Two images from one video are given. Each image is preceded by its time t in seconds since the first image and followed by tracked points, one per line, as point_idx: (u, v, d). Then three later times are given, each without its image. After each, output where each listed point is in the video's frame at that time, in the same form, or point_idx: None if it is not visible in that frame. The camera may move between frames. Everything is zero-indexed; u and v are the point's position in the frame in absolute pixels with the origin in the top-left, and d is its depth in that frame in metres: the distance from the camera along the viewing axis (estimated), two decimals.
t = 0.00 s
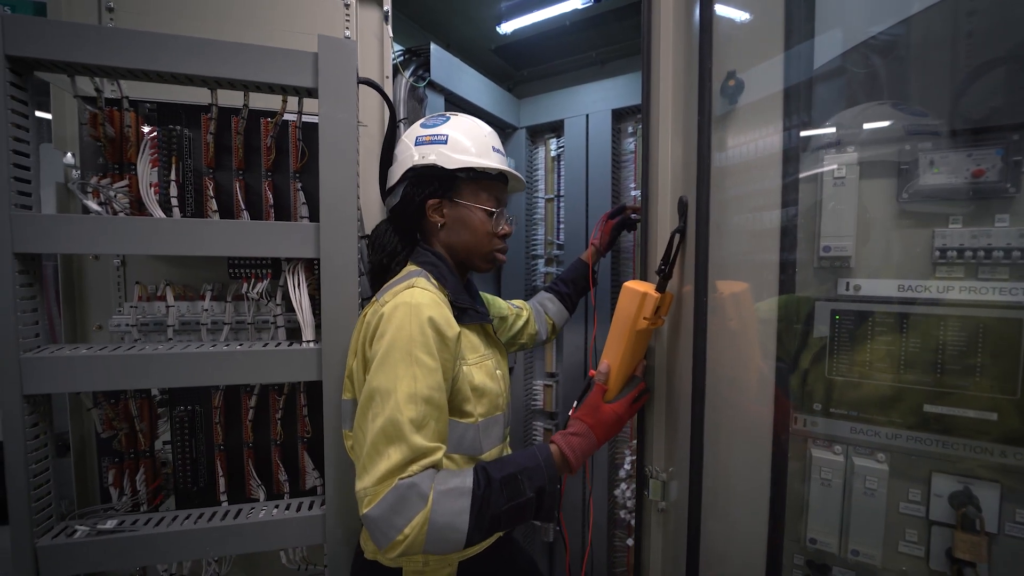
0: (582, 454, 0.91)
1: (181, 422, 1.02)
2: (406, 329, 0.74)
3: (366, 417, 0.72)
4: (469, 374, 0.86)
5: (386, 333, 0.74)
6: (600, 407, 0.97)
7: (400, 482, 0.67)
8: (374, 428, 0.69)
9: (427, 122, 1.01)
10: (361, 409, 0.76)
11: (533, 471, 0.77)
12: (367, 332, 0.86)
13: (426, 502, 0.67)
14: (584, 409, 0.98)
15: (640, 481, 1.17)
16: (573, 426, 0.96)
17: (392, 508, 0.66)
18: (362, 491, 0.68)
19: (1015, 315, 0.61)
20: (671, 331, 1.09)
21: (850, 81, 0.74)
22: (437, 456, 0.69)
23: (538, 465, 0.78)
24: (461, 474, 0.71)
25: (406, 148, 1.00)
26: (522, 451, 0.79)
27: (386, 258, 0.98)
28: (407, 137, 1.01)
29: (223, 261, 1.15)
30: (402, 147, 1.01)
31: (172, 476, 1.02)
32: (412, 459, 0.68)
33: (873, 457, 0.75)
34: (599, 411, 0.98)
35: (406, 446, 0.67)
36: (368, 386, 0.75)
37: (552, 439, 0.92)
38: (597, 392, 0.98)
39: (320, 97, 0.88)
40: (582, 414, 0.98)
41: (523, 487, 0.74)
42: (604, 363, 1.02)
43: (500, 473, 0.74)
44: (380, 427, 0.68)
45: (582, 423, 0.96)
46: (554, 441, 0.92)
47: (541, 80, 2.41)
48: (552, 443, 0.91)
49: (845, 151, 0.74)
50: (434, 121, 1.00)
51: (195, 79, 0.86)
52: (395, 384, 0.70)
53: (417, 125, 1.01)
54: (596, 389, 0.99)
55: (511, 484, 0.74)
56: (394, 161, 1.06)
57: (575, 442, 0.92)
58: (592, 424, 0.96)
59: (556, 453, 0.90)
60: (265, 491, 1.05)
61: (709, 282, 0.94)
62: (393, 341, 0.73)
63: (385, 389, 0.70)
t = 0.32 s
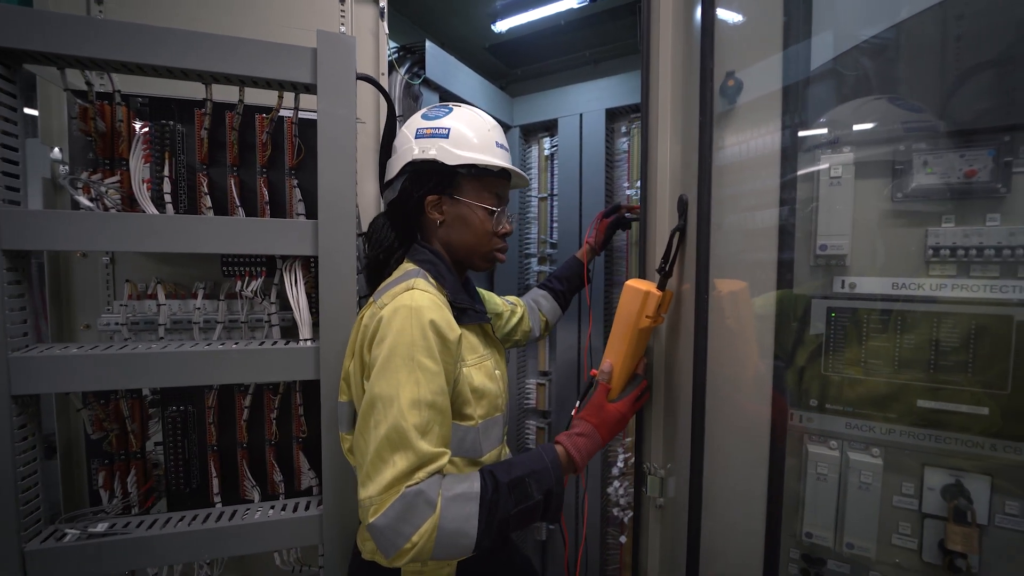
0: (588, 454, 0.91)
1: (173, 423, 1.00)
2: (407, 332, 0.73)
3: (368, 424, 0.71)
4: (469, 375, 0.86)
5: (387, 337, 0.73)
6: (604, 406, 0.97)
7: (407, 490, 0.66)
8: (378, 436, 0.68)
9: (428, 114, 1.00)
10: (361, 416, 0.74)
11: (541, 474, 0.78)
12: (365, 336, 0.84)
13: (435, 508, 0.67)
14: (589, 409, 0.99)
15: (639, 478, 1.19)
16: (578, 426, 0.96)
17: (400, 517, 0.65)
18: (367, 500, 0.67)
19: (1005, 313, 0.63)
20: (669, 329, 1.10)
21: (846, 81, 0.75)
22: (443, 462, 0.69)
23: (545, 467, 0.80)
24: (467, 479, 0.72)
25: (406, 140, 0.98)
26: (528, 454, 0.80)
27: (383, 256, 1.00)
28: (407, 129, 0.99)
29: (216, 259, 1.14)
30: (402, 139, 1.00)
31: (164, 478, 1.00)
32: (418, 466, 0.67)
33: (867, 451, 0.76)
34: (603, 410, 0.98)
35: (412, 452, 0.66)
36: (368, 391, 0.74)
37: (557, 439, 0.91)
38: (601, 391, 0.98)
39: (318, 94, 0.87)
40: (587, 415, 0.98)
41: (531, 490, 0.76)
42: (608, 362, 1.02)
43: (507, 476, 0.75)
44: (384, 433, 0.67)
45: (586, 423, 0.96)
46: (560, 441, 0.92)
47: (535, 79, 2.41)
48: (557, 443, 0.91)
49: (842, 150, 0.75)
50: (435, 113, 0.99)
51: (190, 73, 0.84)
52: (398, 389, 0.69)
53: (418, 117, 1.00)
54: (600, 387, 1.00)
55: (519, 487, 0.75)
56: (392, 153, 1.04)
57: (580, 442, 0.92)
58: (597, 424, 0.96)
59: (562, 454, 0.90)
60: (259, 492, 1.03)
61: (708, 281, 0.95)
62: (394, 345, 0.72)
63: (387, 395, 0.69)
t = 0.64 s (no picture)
0: (588, 453, 0.92)
1: (159, 426, 0.97)
2: (400, 334, 0.71)
3: (363, 429, 0.70)
4: (463, 375, 0.86)
5: (380, 339, 0.72)
6: (603, 405, 0.99)
7: (408, 494, 0.66)
8: (375, 441, 0.67)
9: (422, 108, 0.98)
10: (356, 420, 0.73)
11: (542, 474, 0.80)
12: (357, 338, 0.83)
13: (438, 512, 0.67)
14: (588, 409, 0.99)
15: (632, 474, 1.22)
16: (578, 426, 0.95)
17: (402, 522, 0.64)
18: (367, 507, 0.66)
19: (985, 309, 0.65)
20: (664, 327, 1.13)
21: (834, 85, 0.76)
22: (443, 465, 0.69)
23: (546, 467, 0.82)
24: (468, 482, 0.72)
25: (399, 133, 0.96)
26: (528, 455, 0.82)
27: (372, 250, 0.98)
28: (400, 122, 0.97)
29: (204, 257, 1.11)
30: (395, 132, 0.98)
31: (149, 482, 0.97)
32: (418, 470, 0.67)
33: (854, 444, 0.78)
34: (602, 409, 0.99)
35: (411, 456, 0.66)
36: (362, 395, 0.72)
37: (557, 438, 0.92)
38: (600, 390, 0.99)
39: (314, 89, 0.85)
40: (586, 414, 0.98)
41: (533, 491, 0.77)
42: (607, 361, 1.03)
43: (509, 478, 0.76)
44: (381, 439, 0.66)
45: (586, 422, 0.96)
46: (560, 441, 0.92)
47: (524, 79, 2.42)
48: (557, 442, 0.91)
49: (830, 152, 0.77)
50: (429, 107, 0.97)
51: (178, 65, 0.82)
52: (393, 393, 0.68)
53: (412, 110, 0.98)
54: (598, 386, 1.01)
55: (521, 487, 0.77)
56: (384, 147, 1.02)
57: (580, 441, 0.92)
58: (596, 423, 0.97)
59: (562, 453, 0.90)
60: (249, 495, 1.01)
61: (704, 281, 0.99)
62: (387, 348, 0.71)
63: (382, 400, 0.68)
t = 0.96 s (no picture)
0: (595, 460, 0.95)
1: (141, 431, 0.93)
2: (398, 342, 0.70)
3: (364, 440, 0.68)
4: (460, 379, 0.85)
5: (376, 348, 0.70)
6: (609, 412, 1.00)
7: (419, 503, 0.65)
8: (380, 452, 0.65)
9: (416, 99, 0.95)
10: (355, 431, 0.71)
11: (551, 480, 0.81)
12: (349, 345, 0.80)
13: (450, 520, 0.67)
14: (595, 415, 1.00)
15: (626, 470, 1.22)
16: (585, 433, 0.97)
17: (413, 532, 0.64)
18: (376, 519, 0.64)
19: (959, 305, 0.70)
20: (658, 326, 1.15)
21: (820, 91, 0.80)
22: (450, 470, 0.68)
23: (555, 473, 0.82)
24: (477, 489, 0.73)
25: (392, 126, 0.93)
26: (537, 461, 0.82)
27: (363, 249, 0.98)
28: (393, 113, 0.94)
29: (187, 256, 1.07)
30: (387, 123, 0.95)
31: (131, 489, 0.94)
32: (427, 478, 0.66)
33: (838, 435, 0.82)
34: (609, 415, 1.01)
35: (419, 465, 0.65)
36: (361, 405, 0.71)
37: (565, 446, 0.94)
38: (607, 396, 1.01)
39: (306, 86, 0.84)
40: (593, 421, 0.99)
41: (544, 497, 0.78)
42: (612, 366, 1.04)
43: (520, 484, 0.76)
44: (386, 449, 0.65)
45: (593, 429, 0.98)
46: (567, 449, 0.94)
47: (510, 79, 2.42)
48: (564, 449, 0.93)
49: (814, 156, 0.80)
50: (423, 99, 0.94)
51: (164, 58, 0.80)
52: (395, 402, 0.67)
53: (406, 102, 0.95)
54: (604, 393, 1.02)
55: (532, 494, 0.77)
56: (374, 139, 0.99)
57: (587, 448, 0.94)
58: (602, 429, 0.98)
59: (570, 459, 0.93)
60: (238, 499, 0.98)
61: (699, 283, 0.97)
62: (386, 356, 0.69)
63: (384, 410, 0.66)
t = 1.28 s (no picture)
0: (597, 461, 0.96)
1: (124, 436, 0.89)
2: (400, 348, 0.69)
3: (368, 448, 0.67)
4: (459, 381, 0.85)
5: (377, 355, 0.69)
6: (611, 414, 1.02)
7: (427, 510, 0.66)
8: (385, 460, 0.65)
9: (415, 91, 0.93)
10: (357, 438, 0.70)
11: (556, 481, 0.82)
12: (347, 350, 0.79)
13: (458, 525, 0.68)
14: (596, 416, 1.02)
15: (620, 464, 1.24)
16: (587, 434, 0.99)
17: (422, 539, 0.64)
18: (384, 527, 0.64)
19: (932, 300, 0.75)
20: (652, 324, 1.18)
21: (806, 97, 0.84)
22: (455, 475, 0.69)
23: (560, 474, 0.83)
24: (483, 493, 0.73)
25: (391, 120, 0.92)
26: (541, 462, 0.83)
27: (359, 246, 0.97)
28: (392, 105, 0.93)
29: (171, 254, 1.04)
30: (385, 116, 0.93)
31: (114, 496, 0.90)
32: (434, 483, 0.67)
33: (821, 425, 0.86)
34: (610, 416, 1.03)
35: (426, 471, 0.65)
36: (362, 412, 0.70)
37: (567, 447, 0.95)
38: (608, 398, 1.03)
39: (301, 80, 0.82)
40: (594, 422, 1.01)
41: (549, 498, 0.79)
42: (612, 367, 1.06)
43: (526, 487, 0.77)
44: (392, 457, 0.65)
45: (595, 429, 1.00)
46: (570, 450, 0.95)
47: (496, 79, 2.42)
48: (567, 450, 0.95)
49: (799, 159, 0.83)
50: (423, 92, 0.93)
51: (153, 48, 0.77)
52: (399, 409, 0.67)
53: (405, 94, 0.94)
54: (606, 395, 1.04)
55: (538, 496, 0.78)
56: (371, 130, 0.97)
57: (590, 449, 0.96)
58: (604, 430, 1.00)
59: (574, 459, 0.94)
60: (228, 503, 0.96)
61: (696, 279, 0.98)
62: (388, 363, 0.69)
63: (388, 417, 0.66)
